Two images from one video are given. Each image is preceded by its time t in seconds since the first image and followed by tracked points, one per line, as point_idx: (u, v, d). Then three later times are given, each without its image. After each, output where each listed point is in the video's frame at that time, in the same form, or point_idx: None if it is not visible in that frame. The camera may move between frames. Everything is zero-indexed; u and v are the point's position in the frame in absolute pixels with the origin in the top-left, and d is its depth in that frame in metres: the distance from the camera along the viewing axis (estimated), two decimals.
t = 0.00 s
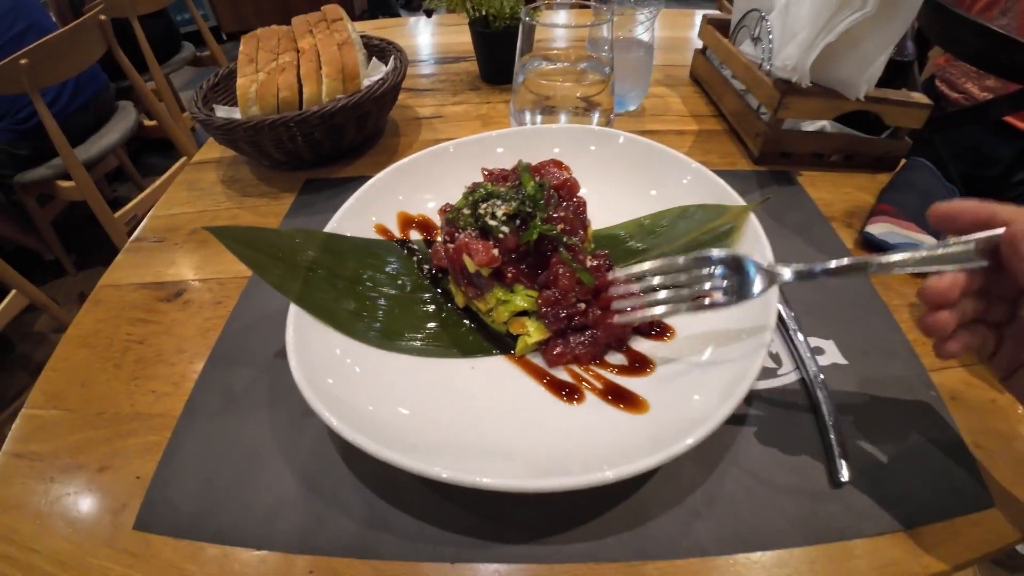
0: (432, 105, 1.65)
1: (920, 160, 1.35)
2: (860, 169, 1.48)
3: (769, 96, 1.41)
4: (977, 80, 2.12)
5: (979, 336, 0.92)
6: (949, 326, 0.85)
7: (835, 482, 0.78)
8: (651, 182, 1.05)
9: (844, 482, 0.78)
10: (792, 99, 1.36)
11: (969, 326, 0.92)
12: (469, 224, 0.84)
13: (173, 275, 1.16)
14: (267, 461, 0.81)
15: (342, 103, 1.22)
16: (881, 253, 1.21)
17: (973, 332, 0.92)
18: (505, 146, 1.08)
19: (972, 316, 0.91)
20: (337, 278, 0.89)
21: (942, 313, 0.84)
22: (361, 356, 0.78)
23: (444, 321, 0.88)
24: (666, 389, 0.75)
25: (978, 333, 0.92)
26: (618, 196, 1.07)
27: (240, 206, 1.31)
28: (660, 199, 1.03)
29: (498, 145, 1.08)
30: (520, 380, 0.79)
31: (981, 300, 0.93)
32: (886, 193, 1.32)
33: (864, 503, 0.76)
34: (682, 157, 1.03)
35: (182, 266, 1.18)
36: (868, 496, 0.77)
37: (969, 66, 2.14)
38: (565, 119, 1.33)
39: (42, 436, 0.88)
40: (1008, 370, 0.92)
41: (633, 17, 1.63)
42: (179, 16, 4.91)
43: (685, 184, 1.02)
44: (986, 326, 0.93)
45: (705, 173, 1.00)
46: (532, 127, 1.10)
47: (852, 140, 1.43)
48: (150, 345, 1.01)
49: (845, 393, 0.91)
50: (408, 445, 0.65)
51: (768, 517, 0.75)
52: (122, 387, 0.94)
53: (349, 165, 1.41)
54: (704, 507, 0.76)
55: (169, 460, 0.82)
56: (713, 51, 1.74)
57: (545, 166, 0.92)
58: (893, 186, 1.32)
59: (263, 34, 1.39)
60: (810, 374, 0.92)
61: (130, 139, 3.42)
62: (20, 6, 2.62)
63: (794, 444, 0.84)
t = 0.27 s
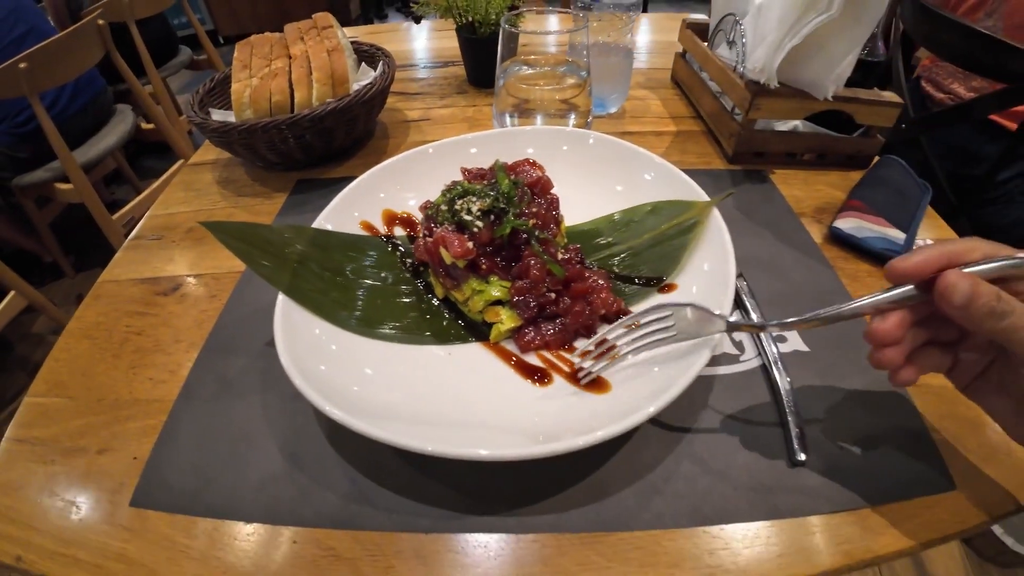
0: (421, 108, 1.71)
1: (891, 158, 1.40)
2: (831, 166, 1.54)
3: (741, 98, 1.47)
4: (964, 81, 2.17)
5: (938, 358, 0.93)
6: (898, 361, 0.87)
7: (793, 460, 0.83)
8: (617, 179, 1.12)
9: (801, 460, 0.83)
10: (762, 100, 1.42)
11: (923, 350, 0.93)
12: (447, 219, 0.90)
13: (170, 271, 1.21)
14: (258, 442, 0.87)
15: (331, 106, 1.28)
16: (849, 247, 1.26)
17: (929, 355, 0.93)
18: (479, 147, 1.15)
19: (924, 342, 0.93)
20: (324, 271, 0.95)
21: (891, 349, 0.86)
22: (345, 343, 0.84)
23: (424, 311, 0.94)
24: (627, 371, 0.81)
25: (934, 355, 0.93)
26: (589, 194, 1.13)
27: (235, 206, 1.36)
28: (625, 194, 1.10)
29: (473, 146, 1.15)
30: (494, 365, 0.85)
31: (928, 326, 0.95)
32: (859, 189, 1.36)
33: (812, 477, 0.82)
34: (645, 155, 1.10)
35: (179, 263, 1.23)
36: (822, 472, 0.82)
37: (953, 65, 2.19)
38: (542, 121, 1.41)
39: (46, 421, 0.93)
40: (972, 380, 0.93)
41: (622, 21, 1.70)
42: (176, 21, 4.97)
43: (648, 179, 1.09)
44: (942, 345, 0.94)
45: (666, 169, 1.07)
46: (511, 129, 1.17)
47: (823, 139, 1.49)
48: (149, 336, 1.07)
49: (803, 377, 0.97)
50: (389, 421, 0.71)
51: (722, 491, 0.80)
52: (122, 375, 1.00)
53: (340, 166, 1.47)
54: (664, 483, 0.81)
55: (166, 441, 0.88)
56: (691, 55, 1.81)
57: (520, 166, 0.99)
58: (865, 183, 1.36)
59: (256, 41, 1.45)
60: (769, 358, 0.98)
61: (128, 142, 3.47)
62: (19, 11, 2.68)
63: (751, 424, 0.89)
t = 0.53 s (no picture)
0: (412, 109, 1.69)
1: (887, 157, 1.39)
2: (825, 165, 1.53)
3: (733, 96, 1.46)
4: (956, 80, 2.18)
5: (867, 344, 0.94)
6: (824, 347, 0.88)
7: (789, 462, 0.82)
8: (606, 177, 1.11)
9: (797, 463, 0.81)
10: (755, 98, 1.41)
11: (850, 335, 0.95)
12: (434, 218, 0.88)
13: (156, 273, 1.20)
14: (241, 446, 0.85)
15: (320, 106, 1.27)
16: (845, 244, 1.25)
17: (856, 339, 0.94)
18: (465, 145, 1.13)
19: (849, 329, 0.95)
20: (309, 272, 0.93)
21: (815, 336, 0.88)
22: (330, 345, 0.83)
23: (413, 312, 0.93)
24: (617, 372, 0.79)
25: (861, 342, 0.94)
26: (579, 193, 1.12)
27: (223, 207, 1.34)
28: (614, 192, 1.09)
29: (460, 144, 1.13)
30: (482, 366, 0.84)
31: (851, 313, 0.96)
32: (855, 186, 1.35)
33: (808, 479, 0.80)
34: (635, 153, 1.09)
35: (166, 265, 1.21)
36: (819, 474, 0.81)
37: (948, 65, 2.20)
38: (531, 119, 1.41)
39: (27, 426, 0.91)
40: (903, 366, 0.95)
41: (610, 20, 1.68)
42: (169, 23, 4.96)
43: (638, 176, 1.08)
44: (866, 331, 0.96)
45: (656, 166, 1.06)
46: (499, 128, 1.16)
47: (817, 137, 1.48)
48: (134, 339, 1.05)
49: (799, 377, 0.95)
50: (376, 426, 0.69)
51: (717, 494, 0.78)
52: (106, 378, 0.98)
53: (329, 166, 1.45)
54: (657, 486, 0.79)
55: (149, 446, 0.86)
56: (684, 54, 1.80)
57: (509, 164, 0.97)
58: (860, 180, 1.35)
59: (243, 41, 1.44)
60: (765, 358, 0.96)
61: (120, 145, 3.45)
62: (14, 14, 2.66)
63: (745, 424, 0.88)
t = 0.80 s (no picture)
0: (404, 109, 1.68)
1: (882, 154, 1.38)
2: (820, 163, 1.52)
3: (727, 94, 1.45)
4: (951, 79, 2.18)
5: (807, 311, 1.00)
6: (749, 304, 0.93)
7: (786, 465, 0.80)
8: (597, 175, 1.10)
9: (794, 465, 0.80)
10: (749, 95, 1.40)
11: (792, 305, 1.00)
12: (421, 217, 0.87)
13: (143, 275, 1.18)
14: (226, 452, 0.83)
15: (309, 106, 1.25)
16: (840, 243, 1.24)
17: (796, 307, 1.00)
18: (455, 144, 1.12)
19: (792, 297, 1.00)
20: (295, 273, 0.92)
21: (741, 294, 0.92)
22: (316, 348, 0.81)
23: (401, 314, 0.91)
24: (610, 373, 0.78)
25: (803, 309, 1.00)
26: (571, 192, 1.10)
27: (212, 208, 1.33)
28: (606, 190, 1.08)
29: (449, 143, 1.12)
30: (471, 369, 0.82)
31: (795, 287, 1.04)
32: (850, 184, 1.34)
33: (805, 481, 0.79)
34: (627, 150, 1.08)
35: (153, 267, 1.20)
36: (816, 476, 0.79)
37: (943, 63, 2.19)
38: (520, 118, 1.40)
39: (9, 432, 0.89)
40: (845, 334, 1.00)
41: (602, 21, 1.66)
42: (164, 27, 4.94)
43: (630, 174, 1.07)
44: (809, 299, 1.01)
45: (648, 163, 1.05)
46: (489, 126, 1.14)
47: (811, 134, 1.47)
48: (119, 342, 1.03)
49: (794, 377, 0.94)
50: (362, 432, 0.67)
51: (713, 498, 0.77)
52: (90, 383, 0.96)
53: (319, 167, 1.44)
54: (651, 490, 0.78)
55: (132, 452, 0.84)
56: (677, 52, 1.79)
57: (498, 161, 0.96)
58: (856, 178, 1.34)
59: (232, 41, 1.42)
60: (760, 358, 0.95)
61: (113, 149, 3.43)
62: (7, 17, 2.65)
63: (741, 425, 0.86)
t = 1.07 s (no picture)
0: (402, 111, 1.67)
1: (882, 153, 1.38)
2: (820, 162, 1.51)
3: (725, 93, 1.45)
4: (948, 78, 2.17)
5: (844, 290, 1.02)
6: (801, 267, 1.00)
7: (792, 466, 0.79)
8: (597, 174, 1.09)
9: (800, 466, 0.79)
10: (748, 94, 1.39)
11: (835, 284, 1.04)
12: (420, 218, 0.86)
13: (138, 278, 1.16)
14: (223, 457, 0.82)
15: (306, 106, 1.24)
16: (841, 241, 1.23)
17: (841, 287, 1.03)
18: (453, 144, 1.11)
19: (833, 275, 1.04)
20: (293, 275, 0.90)
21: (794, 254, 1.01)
22: (314, 351, 0.80)
23: (400, 316, 0.90)
24: (613, 374, 0.77)
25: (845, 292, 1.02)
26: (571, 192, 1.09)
27: (208, 210, 1.32)
28: (606, 189, 1.07)
29: (448, 143, 1.11)
30: (472, 370, 0.81)
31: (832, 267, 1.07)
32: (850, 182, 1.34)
33: (811, 483, 0.78)
34: (627, 149, 1.07)
35: (149, 270, 1.18)
36: (823, 476, 0.78)
37: (940, 63, 2.19)
38: (520, 118, 1.39)
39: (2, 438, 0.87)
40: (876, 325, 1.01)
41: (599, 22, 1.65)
42: (160, 31, 4.93)
43: (630, 172, 1.06)
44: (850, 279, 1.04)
45: (648, 162, 1.04)
46: (488, 127, 1.14)
47: (811, 133, 1.47)
48: (114, 346, 1.02)
49: (798, 376, 0.93)
50: (363, 436, 0.66)
51: (718, 500, 0.76)
52: (84, 388, 0.94)
53: (317, 169, 1.43)
54: (656, 493, 0.77)
55: (128, 458, 0.83)
56: (675, 52, 1.78)
57: (498, 161, 0.95)
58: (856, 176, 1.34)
59: (228, 43, 1.41)
60: (763, 358, 0.94)
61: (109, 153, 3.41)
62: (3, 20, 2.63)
63: (746, 426, 0.85)
